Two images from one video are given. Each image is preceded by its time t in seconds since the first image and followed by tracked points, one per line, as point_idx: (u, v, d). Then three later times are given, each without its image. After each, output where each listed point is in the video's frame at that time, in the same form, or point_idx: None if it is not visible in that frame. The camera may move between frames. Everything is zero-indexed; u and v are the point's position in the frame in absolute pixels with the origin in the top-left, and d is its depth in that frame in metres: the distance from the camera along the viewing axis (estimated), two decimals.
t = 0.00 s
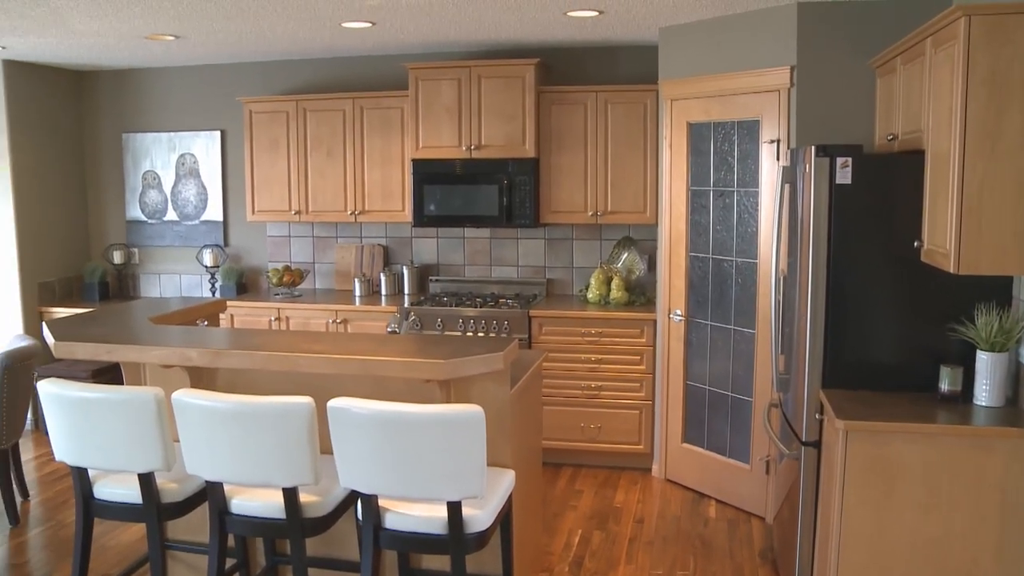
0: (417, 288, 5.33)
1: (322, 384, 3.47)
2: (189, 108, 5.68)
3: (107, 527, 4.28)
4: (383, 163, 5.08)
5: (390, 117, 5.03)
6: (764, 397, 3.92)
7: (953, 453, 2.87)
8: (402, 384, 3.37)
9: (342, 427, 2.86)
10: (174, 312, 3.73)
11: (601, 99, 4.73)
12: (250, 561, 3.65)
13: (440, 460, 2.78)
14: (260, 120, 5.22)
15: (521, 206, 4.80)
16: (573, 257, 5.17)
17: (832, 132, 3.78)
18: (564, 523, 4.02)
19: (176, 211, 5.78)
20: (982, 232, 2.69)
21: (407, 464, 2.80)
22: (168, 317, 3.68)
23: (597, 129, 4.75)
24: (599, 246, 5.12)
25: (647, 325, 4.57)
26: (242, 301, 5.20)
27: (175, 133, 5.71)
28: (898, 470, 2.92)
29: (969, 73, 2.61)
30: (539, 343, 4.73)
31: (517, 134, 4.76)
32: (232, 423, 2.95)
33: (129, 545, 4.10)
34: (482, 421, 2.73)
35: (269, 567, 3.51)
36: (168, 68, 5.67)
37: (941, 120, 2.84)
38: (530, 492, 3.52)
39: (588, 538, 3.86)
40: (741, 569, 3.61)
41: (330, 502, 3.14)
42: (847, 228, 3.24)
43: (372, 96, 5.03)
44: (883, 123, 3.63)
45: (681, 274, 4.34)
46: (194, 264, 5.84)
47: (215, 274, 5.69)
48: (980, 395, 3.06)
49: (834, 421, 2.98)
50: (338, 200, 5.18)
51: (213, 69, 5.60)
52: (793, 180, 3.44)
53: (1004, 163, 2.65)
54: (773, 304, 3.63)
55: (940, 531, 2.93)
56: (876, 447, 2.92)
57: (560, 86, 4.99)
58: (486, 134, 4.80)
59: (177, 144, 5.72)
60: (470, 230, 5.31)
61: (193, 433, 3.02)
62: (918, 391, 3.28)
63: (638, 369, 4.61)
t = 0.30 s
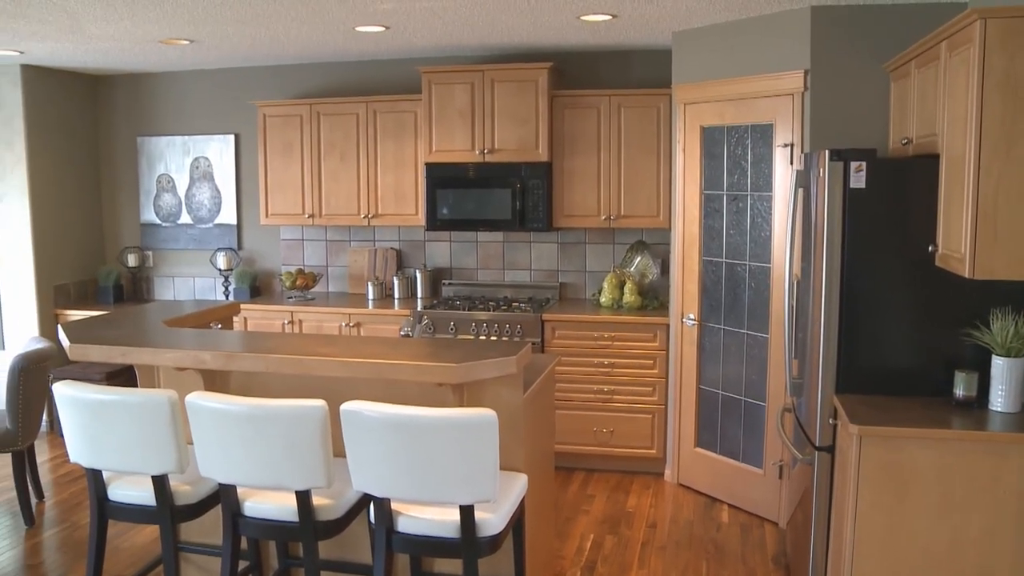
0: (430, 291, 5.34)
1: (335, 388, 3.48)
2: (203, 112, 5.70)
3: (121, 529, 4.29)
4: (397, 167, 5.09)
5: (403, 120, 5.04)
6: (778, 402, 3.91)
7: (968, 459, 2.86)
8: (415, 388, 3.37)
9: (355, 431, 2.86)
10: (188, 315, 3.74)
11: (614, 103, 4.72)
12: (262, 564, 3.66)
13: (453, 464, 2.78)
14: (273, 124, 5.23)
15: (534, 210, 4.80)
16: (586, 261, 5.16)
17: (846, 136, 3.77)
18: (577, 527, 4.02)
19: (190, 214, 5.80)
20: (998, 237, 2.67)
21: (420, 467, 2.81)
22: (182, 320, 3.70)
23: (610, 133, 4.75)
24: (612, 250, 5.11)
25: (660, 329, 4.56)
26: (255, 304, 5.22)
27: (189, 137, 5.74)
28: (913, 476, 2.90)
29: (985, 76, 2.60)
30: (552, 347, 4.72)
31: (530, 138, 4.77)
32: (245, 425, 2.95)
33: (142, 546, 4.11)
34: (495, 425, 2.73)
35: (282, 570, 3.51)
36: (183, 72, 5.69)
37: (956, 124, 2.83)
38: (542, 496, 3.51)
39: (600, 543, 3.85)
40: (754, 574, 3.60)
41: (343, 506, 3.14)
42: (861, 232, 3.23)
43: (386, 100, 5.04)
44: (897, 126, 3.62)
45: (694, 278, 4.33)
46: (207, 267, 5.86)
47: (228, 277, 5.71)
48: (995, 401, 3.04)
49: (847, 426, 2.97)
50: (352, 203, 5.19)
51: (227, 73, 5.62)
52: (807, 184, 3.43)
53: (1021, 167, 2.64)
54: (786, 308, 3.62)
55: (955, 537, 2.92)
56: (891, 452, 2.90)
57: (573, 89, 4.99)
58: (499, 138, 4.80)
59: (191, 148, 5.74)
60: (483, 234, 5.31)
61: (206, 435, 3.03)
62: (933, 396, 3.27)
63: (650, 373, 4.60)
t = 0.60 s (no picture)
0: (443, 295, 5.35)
1: (348, 391, 3.48)
2: (217, 116, 5.72)
3: (135, 531, 4.30)
4: (410, 170, 5.10)
5: (416, 124, 5.05)
6: (791, 407, 3.90)
7: (983, 465, 2.85)
8: (428, 392, 3.37)
9: (368, 435, 2.86)
10: (202, 318, 3.76)
11: (628, 107, 4.72)
12: (275, 566, 3.66)
13: (467, 468, 2.78)
14: (287, 128, 5.25)
15: (547, 214, 4.80)
16: (599, 265, 5.16)
17: (860, 140, 3.76)
18: (589, 531, 4.01)
19: (204, 218, 5.83)
20: (1014, 241, 2.66)
21: (434, 471, 2.81)
22: (196, 323, 3.71)
23: (623, 137, 4.75)
24: (625, 254, 5.11)
25: (673, 333, 4.56)
26: (269, 307, 5.24)
27: (204, 140, 5.76)
28: (928, 482, 2.89)
29: (1001, 80, 2.59)
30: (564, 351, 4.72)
31: (543, 143, 4.77)
32: (258, 428, 2.96)
33: (157, 548, 4.12)
34: (508, 429, 2.73)
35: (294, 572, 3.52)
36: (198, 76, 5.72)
37: (971, 128, 2.82)
38: (555, 500, 3.51)
39: (613, 547, 3.84)
40: None
41: (356, 509, 3.15)
42: (875, 236, 3.22)
43: (399, 104, 5.06)
44: (912, 130, 3.60)
45: (707, 283, 4.32)
46: (221, 270, 5.88)
47: (242, 280, 5.73)
48: (1011, 407, 3.02)
49: (861, 431, 2.95)
50: (365, 207, 5.20)
51: (241, 76, 5.64)
52: (820, 188, 3.42)
53: None
54: (800, 313, 3.60)
55: (971, 544, 2.90)
56: (906, 458, 2.89)
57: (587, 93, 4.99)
58: (512, 142, 4.80)
59: (206, 151, 5.77)
60: (496, 238, 5.31)
61: (220, 439, 3.04)
62: (948, 401, 3.25)
63: (663, 378, 4.60)
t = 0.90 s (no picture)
0: (454, 299, 5.35)
1: (360, 395, 3.49)
2: (229, 119, 5.75)
3: (147, 533, 4.31)
4: (422, 173, 5.10)
5: (428, 127, 5.06)
6: (804, 412, 3.89)
7: (998, 470, 2.83)
8: (440, 395, 3.37)
9: (380, 439, 2.87)
10: (215, 321, 3.77)
11: (640, 110, 4.72)
12: (287, 569, 3.67)
13: (479, 471, 2.78)
14: (299, 131, 5.27)
15: (559, 218, 4.80)
16: (611, 269, 5.15)
17: (873, 144, 3.75)
18: (600, 535, 4.00)
19: (217, 221, 5.85)
20: None
21: (446, 474, 2.81)
22: (209, 326, 3.72)
23: (635, 141, 4.74)
24: (637, 258, 5.10)
25: (685, 338, 4.55)
26: (281, 311, 5.25)
27: (217, 144, 5.78)
28: (942, 488, 2.87)
29: (1015, 83, 2.58)
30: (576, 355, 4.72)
31: (555, 146, 4.77)
32: (271, 431, 2.97)
33: (169, 550, 4.14)
34: (520, 433, 2.73)
35: None
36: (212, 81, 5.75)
37: (985, 132, 2.80)
38: (566, 503, 3.51)
39: (624, 551, 3.83)
40: None
41: (368, 512, 3.14)
42: (888, 241, 3.21)
43: (411, 107, 5.06)
44: (925, 134, 3.59)
45: (719, 287, 4.31)
46: (233, 273, 5.89)
47: (254, 284, 5.74)
48: None
49: (874, 436, 2.94)
50: (377, 211, 5.21)
51: (253, 80, 5.66)
52: (833, 193, 3.41)
53: None
54: (812, 317, 3.59)
55: (985, 550, 2.89)
56: (919, 464, 2.87)
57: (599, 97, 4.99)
58: (524, 146, 4.81)
59: (219, 155, 5.79)
60: (508, 242, 5.31)
61: (233, 441, 3.05)
62: (961, 406, 3.23)
63: (675, 382, 4.59)
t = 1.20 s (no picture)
0: (465, 302, 5.35)
1: (371, 398, 3.49)
2: (241, 123, 5.76)
3: (158, 535, 4.32)
4: (433, 177, 5.11)
5: (439, 131, 5.07)
6: (815, 416, 3.87)
7: (1010, 476, 2.82)
8: (451, 399, 3.37)
9: (391, 442, 2.87)
10: (226, 324, 3.77)
11: (651, 114, 4.72)
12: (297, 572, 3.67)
13: (489, 475, 2.78)
14: (311, 135, 5.28)
15: (570, 221, 4.80)
16: (622, 273, 5.15)
17: (884, 148, 3.74)
18: (610, 539, 4.00)
19: (228, 224, 5.86)
20: None
21: (456, 478, 2.81)
22: (220, 329, 3.73)
23: (645, 144, 4.74)
24: (648, 261, 5.10)
25: (696, 342, 4.54)
26: (292, 314, 5.26)
27: (228, 147, 5.80)
28: (954, 493, 2.86)
29: None
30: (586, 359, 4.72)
31: (565, 149, 4.76)
32: (281, 434, 2.97)
33: (180, 552, 4.15)
34: (530, 437, 2.72)
35: None
36: (223, 84, 5.77)
37: (998, 135, 2.79)
38: (576, 507, 3.50)
39: (634, 556, 3.83)
40: None
41: (378, 515, 3.14)
42: (899, 245, 3.19)
43: (422, 111, 5.07)
44: (937, 138, 3.57)
45: (730, 291, 4.30)
46: (244, 276, 5.91)
47: (265, 287, 5.76)
48: None
49: (885, 441, 2.93)
50: (388, 214, 5.22)
51: (264, 84, 5.68)
52: (844, 196, 3.40)
53: None
54: (823, 321, 3.58)
55: (998, 556, 2.88)
56: (931, 469, 2.86)
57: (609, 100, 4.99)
58: (535, 149, 4.81)
59: (230, 158, 5.80)
60: (518, 245, 5.32)
61: (244, 444, 3.05)
62: (973, 411, 3.22)
63: (686, 386, 4.58)
